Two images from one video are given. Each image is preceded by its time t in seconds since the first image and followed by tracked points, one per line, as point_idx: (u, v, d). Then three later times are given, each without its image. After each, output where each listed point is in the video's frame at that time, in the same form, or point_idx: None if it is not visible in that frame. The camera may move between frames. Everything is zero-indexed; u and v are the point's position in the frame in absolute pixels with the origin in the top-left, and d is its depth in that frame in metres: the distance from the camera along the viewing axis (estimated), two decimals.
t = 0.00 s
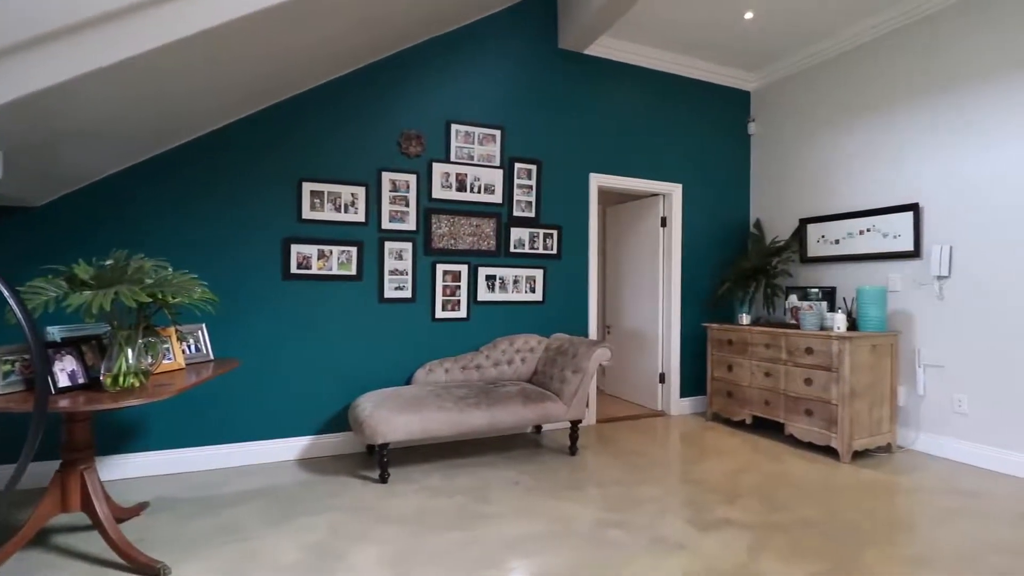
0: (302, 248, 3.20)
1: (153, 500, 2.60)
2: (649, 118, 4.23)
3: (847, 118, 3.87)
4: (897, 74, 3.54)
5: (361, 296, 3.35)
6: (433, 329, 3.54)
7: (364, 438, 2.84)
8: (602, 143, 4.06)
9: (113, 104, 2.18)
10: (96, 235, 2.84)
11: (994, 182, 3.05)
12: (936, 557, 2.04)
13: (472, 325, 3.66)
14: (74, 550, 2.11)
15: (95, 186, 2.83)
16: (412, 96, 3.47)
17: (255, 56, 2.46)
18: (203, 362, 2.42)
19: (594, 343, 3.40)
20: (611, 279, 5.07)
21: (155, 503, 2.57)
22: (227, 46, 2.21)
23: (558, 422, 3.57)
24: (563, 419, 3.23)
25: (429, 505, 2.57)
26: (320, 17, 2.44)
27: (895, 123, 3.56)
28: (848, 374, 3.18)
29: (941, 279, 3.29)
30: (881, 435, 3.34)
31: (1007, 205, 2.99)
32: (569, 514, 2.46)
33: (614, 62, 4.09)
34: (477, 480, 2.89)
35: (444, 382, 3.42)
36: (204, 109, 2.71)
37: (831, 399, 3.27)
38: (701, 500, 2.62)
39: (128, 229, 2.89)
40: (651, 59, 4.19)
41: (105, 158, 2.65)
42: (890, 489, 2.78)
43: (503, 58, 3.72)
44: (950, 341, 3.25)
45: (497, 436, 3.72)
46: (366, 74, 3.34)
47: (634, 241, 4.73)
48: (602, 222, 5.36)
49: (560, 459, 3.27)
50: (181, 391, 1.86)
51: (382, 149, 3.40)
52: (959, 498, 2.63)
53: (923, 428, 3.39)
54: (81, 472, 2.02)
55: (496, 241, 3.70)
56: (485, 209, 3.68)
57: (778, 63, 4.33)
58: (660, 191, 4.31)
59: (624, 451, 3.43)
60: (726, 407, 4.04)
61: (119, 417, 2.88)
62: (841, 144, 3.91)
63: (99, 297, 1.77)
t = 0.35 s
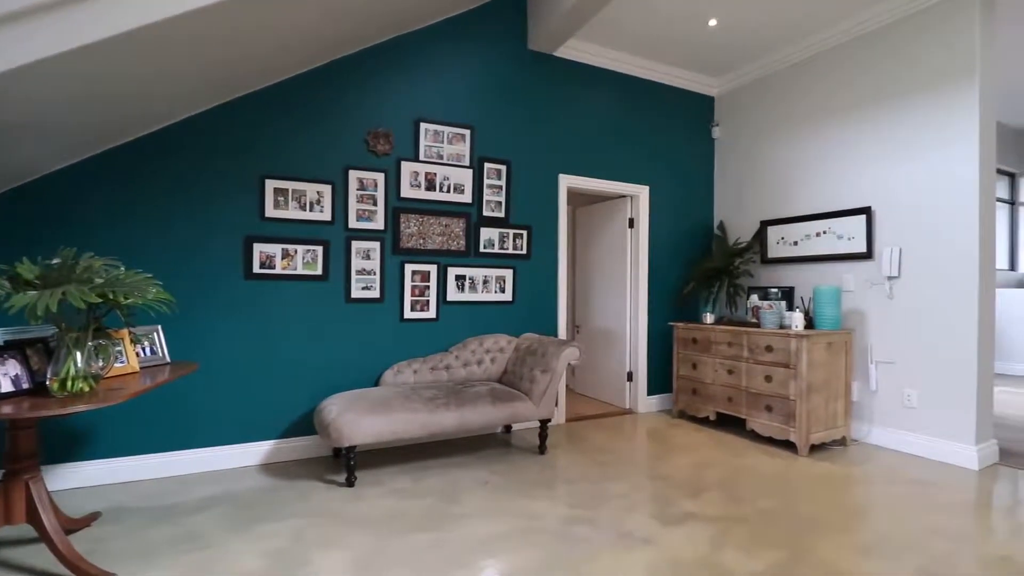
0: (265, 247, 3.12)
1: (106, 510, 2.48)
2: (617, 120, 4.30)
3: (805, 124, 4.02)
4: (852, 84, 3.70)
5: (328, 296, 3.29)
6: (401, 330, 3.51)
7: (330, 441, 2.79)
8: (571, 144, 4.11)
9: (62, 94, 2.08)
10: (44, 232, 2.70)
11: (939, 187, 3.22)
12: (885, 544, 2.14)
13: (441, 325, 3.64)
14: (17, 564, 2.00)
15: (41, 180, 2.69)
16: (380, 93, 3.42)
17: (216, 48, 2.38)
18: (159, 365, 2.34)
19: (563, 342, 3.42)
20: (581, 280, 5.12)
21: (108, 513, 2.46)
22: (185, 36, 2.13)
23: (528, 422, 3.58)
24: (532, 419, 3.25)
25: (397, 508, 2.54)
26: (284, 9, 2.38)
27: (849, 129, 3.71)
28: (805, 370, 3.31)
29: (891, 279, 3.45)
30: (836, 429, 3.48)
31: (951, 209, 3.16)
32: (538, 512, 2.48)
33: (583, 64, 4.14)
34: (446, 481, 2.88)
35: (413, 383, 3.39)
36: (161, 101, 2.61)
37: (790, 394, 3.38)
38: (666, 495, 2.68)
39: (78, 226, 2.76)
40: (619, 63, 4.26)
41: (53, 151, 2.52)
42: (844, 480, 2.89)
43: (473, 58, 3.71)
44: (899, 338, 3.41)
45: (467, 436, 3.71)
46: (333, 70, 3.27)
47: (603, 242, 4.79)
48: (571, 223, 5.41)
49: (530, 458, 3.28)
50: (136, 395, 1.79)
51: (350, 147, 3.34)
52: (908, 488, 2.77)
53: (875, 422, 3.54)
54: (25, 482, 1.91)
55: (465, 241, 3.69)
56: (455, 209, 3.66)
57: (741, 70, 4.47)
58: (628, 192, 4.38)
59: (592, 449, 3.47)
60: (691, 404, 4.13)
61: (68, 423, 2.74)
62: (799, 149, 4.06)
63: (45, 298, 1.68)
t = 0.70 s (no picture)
0: (222, 246, 3.02)
1: (48, 522, 2.35)
2: (582, 122, 4.35)
3: (762, 129, 4.16)
4: (806, 91, 3.85)
5: (289, 297, 3.21)
6: (365, 330, 3.45)
7: (291, 445, 2.72)
8: (537, 145, 4.14)
9: None
10: None
11: (885, 192, 3.39)
12: (834, 532, 2.24)
13: (407, 325, 3.60)
14: None
15: None
16: (344, 89, 3.36)
17: (169, 38, 2.29)
18: (106, 369, 2.25)
19: (529, 341, 3.44)
20: (547, 279, 5.16)
21: (50, 524, 2.33)
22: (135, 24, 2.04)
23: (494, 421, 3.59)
24: (498, 418, 3.25)
25: (360, 511, 2.50)
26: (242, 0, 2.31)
27: (803, 135, 3.87)
28: (762, 367, 3.43)
29: (841, 279, 3.61)
30: (791, 423, 3.63)
31: (896, 213, 3.33)
32: (503, 511, 2.48)
33: (549, 66, 4.17)
34: (411, 483, 2.85)
35: (378, 384, 3.34)
36: (109, 92, 2.49)
37: (747, 390, 3.50)
38: (630, 490, 2.73)
39: (18, 223, 2.61)
40: (584, 65, 4.31)
41: None
42: (798, 472, 3.01)
43: (438, 56, 3.69)
44: (848, 336, 3.58)
45: (433, 437, 3.68)
46: (294, 64, 3.19)
47: (569, 242, 4.84)
48: (538, 223, 5.44)
49: (496, 457, 3.29)
50: (81, 399, 1.70)
51: (312, 144, 3.27)
52: (856, 478, 2.90)
53: (827, 415, 3.70)
54: None
55: (431, 240, 3.66)
56: (420, 208, 3.63)
57: (702, 76, 4.59)
58: (593, 193, 4.44)
59: (558, 447, 3.50)
60: (654, 401, 4.22)
61: (7, 431, 2.58)
62: (756, 154, 4.20)
63: None
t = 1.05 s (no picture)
0: (176, 244, 2.90)
1: None
2: (549, 124, 4.39)
3: (722, 134, 4.29)
4: (763, 98, 3.99)
5: (248, 297, 3.11)
6: (328, 331, 3.38)
7: (250, 450, 2.63)
8: (504, 145, 4.15)
9: None
10: None
11: (836, 196, 3.54)
12: (789, 522, 2.33)
13: (372, 326, 3.54)
14: None
15: None
16: (307, 85, 3.28)
17: (120, 26, 2.20)
18: (49, 374, 2.13)
19: (496, 342, 3.45)
20: (514, 279, 5.18)
21: None
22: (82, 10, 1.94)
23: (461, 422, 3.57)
24: (465, 419, 3.24)
25: (322, 516, 2.44)
26: None
27: (761, 141, 4.00)
28: (722, 365, 3.53)
29: (796, 280, 3.75)
30: (749, 418, 3.75)
31: (846, 216, 3.49)
32: (469, 512, 2.47)
33: (516, 67, 4.19)
34: (376, 486, 2.81)
35: (342, 386, 3.28)
36: (52, 82, 2.36)
37: (708, 388, 3.60)
38: (595, 487, 2.76)
39: None
40: (551, 66, 4.34)
41: None
42: (756, 466, 3.12)
43: (404, 54, 3.65)
44: (802, 334, 3.72)
45: (399, 439, 3.64)
46: (254, 57, 3.10)
47: (536, 242, 4.86)
48: (505, 223, 5.45)
49: (463, 458, 3.28)
50: (22, 405, 1.61)
51: (273, 140, 3.18)
52: (810, 470, 3.02)
53: (782, 411, 3.85)
54: None
55: (397, 239, 3.62)
56: (386, 207, 3.58)
57: (666, 81, 4.69)
58: (560, 194, 4.48)
59: (525, 446, 3.52)
60: (619, 399, 4.29)
61: None
62: (717, 157, 4.33)
63: None
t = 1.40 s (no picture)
0: (125, 242, 2.77)
1: None
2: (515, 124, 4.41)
3: (683, 137, 4.40)
4: (722, 103, 4.11)
5: (204, 297, 3.01)
6: (289, 332, 3.30)
7: (204, 456, 2.54)
8: (470, 145, 4.14)
9: None
10: None
11: (790, 199, 3.68)
12: (746, 512, 2.41)
13: (335, 326, 3.47)
14: None
15: None
16: (266, 78, 3.19)
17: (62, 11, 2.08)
18: None
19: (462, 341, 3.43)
20: (481, 279, 5.17)
21: None
22: None
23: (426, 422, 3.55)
24: (430, 419, 3.21)
25: (282, 522, 2.38)
26: None
27: (720, 144, 4.12)
28: (682, 362, 3.62)
29: (752, 279, 3.89)
30: (708, 414, 3.86)
31: (799, 218, 3.63)
32: (434, 513, 2.46)
33: (482, 66, 4.18)
34: (338, 489, 2.75)
35: (303, 388, 3.20)
36: None
37: (669, 385, 3.68)
38: (560, 484, 2.79)
39: None
40: (517, 67, 4.36)
41: None
42: (715, 460, 3.21)
43: (368, 50, 3.59)
44: (758, 332, 3.86)
45: (363, 441, 3.58)
46: (211, 49, 2.98)
47: (502, 242, 4.87)
48: (471, 223, 5.44)
49: (428, 459, 3.25)
50: None
51: (230, 135, 3.08)
52: (765, 463, 3.13)
53: (740, 406, 3.97)
54: None
55: (361, 238, 3.56)
56: (349, 205, 3.52)
57: (629, 85, 4.78)
58: (526, 195, 4.51)
59: (491, 445, 3.52)
60: (584, 398, 4.34)
61: None
62: (678, 160, 4.43)
63: None
